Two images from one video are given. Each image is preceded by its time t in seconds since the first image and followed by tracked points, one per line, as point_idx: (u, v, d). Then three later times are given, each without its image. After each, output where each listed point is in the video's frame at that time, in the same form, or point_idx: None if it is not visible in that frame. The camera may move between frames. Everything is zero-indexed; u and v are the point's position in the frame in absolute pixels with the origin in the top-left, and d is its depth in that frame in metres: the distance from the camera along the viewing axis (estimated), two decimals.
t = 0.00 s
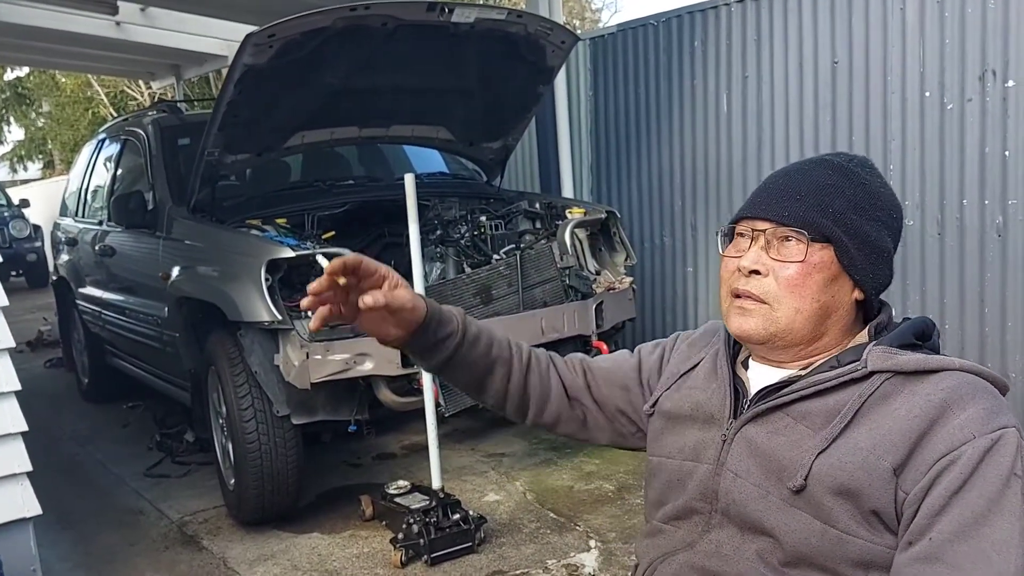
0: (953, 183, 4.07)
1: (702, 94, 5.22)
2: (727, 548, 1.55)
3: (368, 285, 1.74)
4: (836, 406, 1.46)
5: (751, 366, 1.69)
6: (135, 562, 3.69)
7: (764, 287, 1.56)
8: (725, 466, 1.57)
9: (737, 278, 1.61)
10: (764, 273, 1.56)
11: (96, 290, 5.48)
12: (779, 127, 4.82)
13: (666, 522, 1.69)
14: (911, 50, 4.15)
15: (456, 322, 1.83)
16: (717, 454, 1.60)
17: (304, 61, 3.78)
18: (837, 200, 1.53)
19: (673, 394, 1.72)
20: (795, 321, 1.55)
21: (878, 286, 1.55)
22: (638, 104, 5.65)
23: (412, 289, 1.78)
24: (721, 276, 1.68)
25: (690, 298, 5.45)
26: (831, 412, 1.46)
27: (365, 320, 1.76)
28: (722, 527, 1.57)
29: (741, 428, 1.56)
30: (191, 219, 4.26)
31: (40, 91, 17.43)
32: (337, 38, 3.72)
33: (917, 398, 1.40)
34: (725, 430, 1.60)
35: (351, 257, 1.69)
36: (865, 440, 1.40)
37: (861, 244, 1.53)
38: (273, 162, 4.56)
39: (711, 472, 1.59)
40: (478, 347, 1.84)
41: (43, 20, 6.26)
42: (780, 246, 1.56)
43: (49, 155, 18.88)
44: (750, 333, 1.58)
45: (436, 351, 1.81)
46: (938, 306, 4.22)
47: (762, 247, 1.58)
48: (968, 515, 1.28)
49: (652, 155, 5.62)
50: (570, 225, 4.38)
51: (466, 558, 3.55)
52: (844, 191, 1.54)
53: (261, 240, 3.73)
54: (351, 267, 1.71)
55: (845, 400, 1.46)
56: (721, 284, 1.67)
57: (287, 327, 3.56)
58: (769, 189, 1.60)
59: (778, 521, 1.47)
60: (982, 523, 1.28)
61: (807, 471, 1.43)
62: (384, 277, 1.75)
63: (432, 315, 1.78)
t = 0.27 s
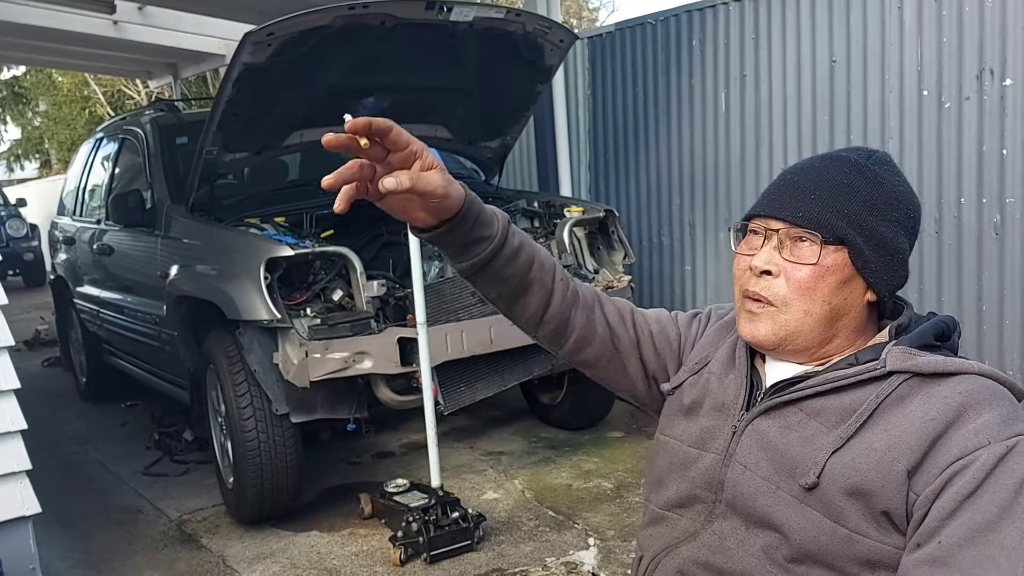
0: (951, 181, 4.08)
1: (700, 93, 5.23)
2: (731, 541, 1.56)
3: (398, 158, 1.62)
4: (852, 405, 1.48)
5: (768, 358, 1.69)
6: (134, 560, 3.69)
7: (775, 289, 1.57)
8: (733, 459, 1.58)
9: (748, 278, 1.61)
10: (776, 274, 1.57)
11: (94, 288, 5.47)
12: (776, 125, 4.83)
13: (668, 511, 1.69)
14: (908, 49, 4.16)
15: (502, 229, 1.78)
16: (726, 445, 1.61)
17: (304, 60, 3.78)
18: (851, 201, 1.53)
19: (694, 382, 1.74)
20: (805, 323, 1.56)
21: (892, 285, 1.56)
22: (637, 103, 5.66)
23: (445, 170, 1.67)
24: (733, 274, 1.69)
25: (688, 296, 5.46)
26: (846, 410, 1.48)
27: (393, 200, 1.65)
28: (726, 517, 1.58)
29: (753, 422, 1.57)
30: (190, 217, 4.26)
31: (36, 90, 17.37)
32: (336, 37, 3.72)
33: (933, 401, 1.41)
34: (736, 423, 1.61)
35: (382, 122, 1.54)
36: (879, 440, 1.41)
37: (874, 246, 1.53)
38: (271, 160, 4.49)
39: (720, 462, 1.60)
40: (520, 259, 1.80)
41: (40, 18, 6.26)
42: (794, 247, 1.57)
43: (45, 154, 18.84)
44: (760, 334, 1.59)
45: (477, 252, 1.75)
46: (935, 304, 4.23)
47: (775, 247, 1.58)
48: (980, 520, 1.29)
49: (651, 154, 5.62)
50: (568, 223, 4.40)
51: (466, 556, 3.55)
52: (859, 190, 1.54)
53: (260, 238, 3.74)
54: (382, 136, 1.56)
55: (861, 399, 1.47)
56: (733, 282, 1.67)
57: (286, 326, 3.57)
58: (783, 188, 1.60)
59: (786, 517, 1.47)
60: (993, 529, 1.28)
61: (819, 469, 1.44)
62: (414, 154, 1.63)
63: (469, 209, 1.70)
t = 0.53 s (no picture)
0: (950, 182, 4.09)
1: (700, 93, 5.23)
2: (733, 542, 1.56)
3: (441, 136, 1.65)
4: (858, 406, 1.48)
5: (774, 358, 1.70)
6: (133, 560, 3.69)
7: (783, 288, 1.57)
8: (737, 458, 1.58)
9: (756, 277, 1.61)
10: (784, 273, 1.57)
11: (93, 288, 5.47)
12: (775, 126, 4.83)
13: (670, 509, 1.70)
14: (908, 49, 4.17)
15: (535, 217, 1.78)
16: (730, 444, 1.61)
17: (304, 60, 3.78)
18: (860, 201, 1.54)
19: (704, 382, 1.75)
20: (812, 323, 1.56)
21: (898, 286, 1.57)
22: (636, 103, 5.66)
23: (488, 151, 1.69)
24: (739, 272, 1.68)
25: (687, 296, 5.47)
26: (852, 412, 1.48)
27: (434, 183, 1.65)
28: (728, 517, 1.58)
29: (758, 422, 1.57)
30: (190, 217, 4.26)
31: (34, 89, 17.33)
32: (336, 37, 3.72)
33: (939, 404, 1.42)
34: (740, 422, 1.61)
35: (429, 96, 1.56)
36: (885, 443, 1.42)
37: (882, 247, 1.54)
38: (270, 160, 4.50)
39: (723, 462, 1.60)
40: (549, 250, 1.80)
41: (39, 17, 6.25)
42: (802, 246, 1.57)
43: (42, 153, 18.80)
44: (767, 333, 1.59)
45: (508, 240, 1.75)
46: (934, 305, 4.24)
47: (784, 246, 1.58)
48: (983, 523, 1.29)
49: (651, 154, 5.63)
50: (568, 223, 4.40)
51: (465, 556, 3.55)
52: (867, 191, 1.55)
53: (259, 237, 3.74)
54: (427, 112, 1.59)
55: (867, 401, 1.48)
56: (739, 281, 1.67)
57: (286, 326, 3.57)
58: (791, 187, 1.61)
59: (790, 518, 1.48)
60: (997, 532, 1.28)
61: (825, 470, 1.45)
62: (458, 134, 1.66)
63: (508, 194, 1.70)
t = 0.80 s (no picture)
0: (953, 180, 4.08)
1: (702, 91, 5.22)
2: (738, 542, 1.56)
3: (438, 139, 1.66)
4: (862, 406, 1.48)
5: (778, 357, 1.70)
6: (134, 557, 3.68)
7: (790, 287, 1.57)
8: (740, 458, 1.58)
9: (761, 277, 1.61)
10: (789, 272, 1.56)
11: (94, 285, 5.47)
12: (777, 124, 4.83)
13: (674, 509, 1.70)
14: (911, 47, 4.16)
15: (532, 219, 1.78)
16: (733, 444, 1.61)
17: (306, 57, 3.77)
18: (864, 199, 1.54)
19: (706, 382, 1.75)
20: (820, 322, 1.56)
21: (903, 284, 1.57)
22: (638, 101, 5.66)
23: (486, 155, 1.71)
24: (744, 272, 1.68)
25: (689, 294, 5.47)
26: (856, 411, 1.48)
27: (430, 185, 1.67)
28: (732, 517, 1.58)
29: (761, 421, 1.57)
30: (191, 214, 4.26)
31: (36, 87, 17.33)
32: (338, 34, 3.72)
33: (944, 403, 1.42)
34: (744, 422, 1.61)
35: (428, 98, 1.57)
36: (889, 443, 1.41)
37: (886, 245, 1.54)
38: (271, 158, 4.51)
39: (726, 461, 1.60)
40: (547, 251, 1.80)
41: (41, 14, 6.24)
42: (806, 245, 1.56)
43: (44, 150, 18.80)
44: (774, 333, 1.58)
45: (506, 242, 1.75)
46: (937, 303, 4.24)
47: (788, 245, 1.58)
48: (988, 523, 1.29)
49: (652, 152, 5.62)
50: (569, 221, 4.40)
51: (466, 554, 3.55)
52: (871, 190, 1.55)
53: (261, 235, 3.74)
54: (426, 113, 1.61)
55: (871, 400, 1.48)
56: (744, 281, 1.67)
57: (288, 323, 3.56)
58: (795, 186, 1.60)
59: (794, 518, 1.48)
60: (1002, 532, 1.28)
61: (829, 471, 1.44)
62: (455, 136, 1.67)
63: (505, 197, 1.71)
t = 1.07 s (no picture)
0: (956, 178, 4.07)
1: (703, 88, 5.21)
2: (742, 543, 1.55)
3: (436, 142, 1.66)
4: (866, 408, 1.48)
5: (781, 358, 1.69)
6: (135, 555, 3.68)
7: (793, 290, 1.56)
8: (745, 460, 1.57)
9: (764, 279, 1.60)
10: (792, 274, 1.56)
11: (94, 282, 5.46)
12: (780, 122, 4.81)
13: (678, 511, 1.69)
14: (913, 45, 4.15)
15: (531, 222, 1.78)
16: (737, 446, 1.60)
17: (307, 55, 3.76)
18: (866, 199, 1.53)
19: (708, 383, 1.74)
20: (824, 323, 1.55)
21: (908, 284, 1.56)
22: (639, 98, 5.65)
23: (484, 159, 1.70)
24: (746, 274, 1.67)
25: (690, 292, 5.46)
26: (860, 412, 1.47)
27: (428, 189, 1.67)
28: (737, 519, 1.57)
29: (765, 423, 1.57)
30: (191, 212, 4.25)
31: (37, 84, 17.30)
32: (339, 32, 3.70)
33: (949, 405, 1.41)
34: (748, 424, 1.61)
35: (426, 102, 1.57)
36: (894, 444, 1.41)
37: (889, 245, 1.53)
38: (272, 155, 4.51)
39: (730, 463, 1.59)
40: (546, 254, 1.79)
41: (41, 10, 6.23)
42: (809, 247, 1.56)
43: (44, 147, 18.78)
44: (778, 336, 1.57)
45: (504, 244, 1.75)
46: (939, 301, 4.23)
47: (791, 247, 1.57)
48: (994, 525, 1.28)
49: (653, 150, 5.61)
50: (571, 219, 4.39)
51: (467, 552, 3.55)
52: (874, 189, 1.54)
53: (262, 233, 3.73)
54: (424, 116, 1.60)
55: (875, 401, 1.47)
56: (747, 283, 1.66)
57: (288, 321, 3.56)
58: (797, 186, 1.59)
59: (799, 521, 1.47)
60: (1008, 534, 1.28)
61: (833, 472, 1.44)
62: (454, 139, 1.66)
63: (503, 201, 1.71)
